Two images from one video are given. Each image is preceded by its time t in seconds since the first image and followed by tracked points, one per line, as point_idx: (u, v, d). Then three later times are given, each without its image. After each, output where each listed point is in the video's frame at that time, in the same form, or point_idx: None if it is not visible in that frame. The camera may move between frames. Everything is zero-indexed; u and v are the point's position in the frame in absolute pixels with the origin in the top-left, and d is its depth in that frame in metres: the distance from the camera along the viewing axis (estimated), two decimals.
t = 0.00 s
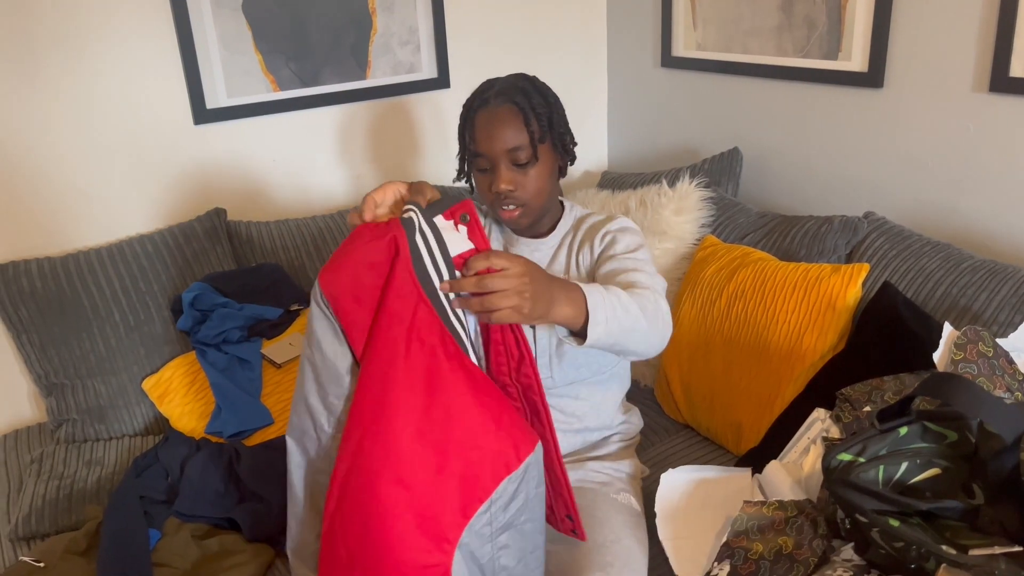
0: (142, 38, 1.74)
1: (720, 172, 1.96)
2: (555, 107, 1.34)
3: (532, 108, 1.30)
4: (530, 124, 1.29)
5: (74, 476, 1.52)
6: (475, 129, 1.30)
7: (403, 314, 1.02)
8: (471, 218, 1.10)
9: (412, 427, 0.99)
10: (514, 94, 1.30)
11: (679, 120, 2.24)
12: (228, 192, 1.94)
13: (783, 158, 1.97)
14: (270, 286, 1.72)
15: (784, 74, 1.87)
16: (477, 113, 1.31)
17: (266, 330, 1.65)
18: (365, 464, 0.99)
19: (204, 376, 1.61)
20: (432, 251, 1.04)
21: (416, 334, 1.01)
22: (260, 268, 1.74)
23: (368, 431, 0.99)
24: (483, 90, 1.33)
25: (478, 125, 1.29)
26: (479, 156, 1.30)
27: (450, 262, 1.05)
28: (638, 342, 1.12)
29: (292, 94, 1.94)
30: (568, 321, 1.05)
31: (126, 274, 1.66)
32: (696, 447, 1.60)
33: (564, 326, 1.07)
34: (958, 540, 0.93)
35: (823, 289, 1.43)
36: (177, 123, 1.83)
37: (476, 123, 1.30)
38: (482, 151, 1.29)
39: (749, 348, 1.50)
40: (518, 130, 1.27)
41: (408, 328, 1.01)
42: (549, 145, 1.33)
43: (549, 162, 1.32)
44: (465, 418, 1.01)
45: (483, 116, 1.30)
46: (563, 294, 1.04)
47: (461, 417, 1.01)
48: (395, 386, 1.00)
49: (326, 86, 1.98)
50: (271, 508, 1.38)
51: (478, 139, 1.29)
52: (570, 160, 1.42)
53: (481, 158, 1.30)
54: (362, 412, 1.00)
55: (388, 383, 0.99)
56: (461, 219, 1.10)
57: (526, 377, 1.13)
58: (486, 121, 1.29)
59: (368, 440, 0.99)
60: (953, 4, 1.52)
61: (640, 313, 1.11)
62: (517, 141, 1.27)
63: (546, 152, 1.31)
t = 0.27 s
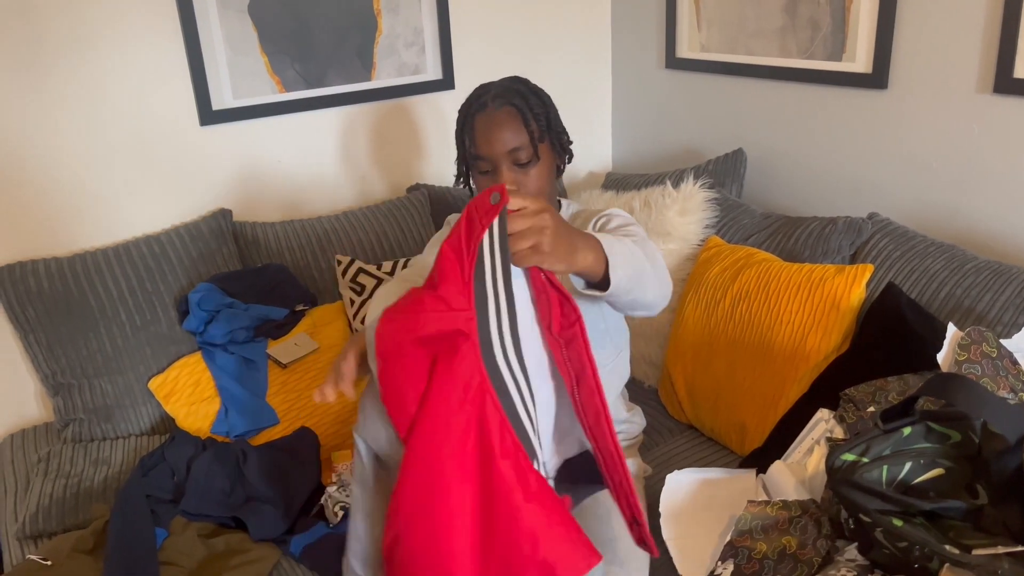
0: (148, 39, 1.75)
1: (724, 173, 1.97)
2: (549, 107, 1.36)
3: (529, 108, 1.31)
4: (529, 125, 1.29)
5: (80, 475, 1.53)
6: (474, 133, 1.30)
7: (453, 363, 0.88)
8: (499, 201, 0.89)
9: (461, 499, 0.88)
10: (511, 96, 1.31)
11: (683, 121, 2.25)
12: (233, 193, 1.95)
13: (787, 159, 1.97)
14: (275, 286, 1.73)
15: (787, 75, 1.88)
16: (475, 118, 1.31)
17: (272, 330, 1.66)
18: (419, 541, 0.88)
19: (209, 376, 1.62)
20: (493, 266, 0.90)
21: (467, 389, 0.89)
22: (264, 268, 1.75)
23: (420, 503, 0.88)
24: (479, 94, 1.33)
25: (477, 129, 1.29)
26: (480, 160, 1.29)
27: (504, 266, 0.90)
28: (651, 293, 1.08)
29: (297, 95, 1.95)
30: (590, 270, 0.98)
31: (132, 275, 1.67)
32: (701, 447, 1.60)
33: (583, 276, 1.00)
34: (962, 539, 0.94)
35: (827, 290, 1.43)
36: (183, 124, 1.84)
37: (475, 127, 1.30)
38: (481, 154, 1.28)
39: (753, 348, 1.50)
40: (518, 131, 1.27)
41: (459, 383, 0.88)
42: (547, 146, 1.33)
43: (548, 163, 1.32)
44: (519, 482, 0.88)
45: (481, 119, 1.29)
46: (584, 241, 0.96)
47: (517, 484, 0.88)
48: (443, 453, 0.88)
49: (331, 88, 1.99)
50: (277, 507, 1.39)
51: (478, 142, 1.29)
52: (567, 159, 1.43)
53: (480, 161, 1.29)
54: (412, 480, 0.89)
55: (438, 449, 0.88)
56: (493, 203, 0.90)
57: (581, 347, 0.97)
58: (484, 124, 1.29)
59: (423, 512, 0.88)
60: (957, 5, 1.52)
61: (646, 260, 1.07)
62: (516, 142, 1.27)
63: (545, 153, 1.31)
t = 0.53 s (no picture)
0: (154, 41, 1.76)
1: (728, 174, 1.97)
2: (547, 106, 1.38)
3: (528, 105, 1.34)
4: (527, 121, 1.31)
5: (87, 475, 1.53)
6: (472, 127, 1.32)
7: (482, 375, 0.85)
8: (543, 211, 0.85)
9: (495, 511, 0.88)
10: (509, 91, 1.33)
11: (687, 123, 2.25)
12: (239, 195, 1.96)
13: (791, 160, 1.98)
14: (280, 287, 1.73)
15: (792, 77, 1.88)
16: (473, 113, 1.33)
17: (278, 331, 1.65)
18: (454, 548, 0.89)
19: (215, 376, 1.62)
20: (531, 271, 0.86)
21: (496, 397, 0.85)
22: (269, 270, 1.75)
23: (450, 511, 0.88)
24: (475, 94, 1.35)
25: (475, 123, 1.31)
26: (479, 153, 1.31)
27: (541, 273, 0.86)
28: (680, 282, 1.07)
29: (302, 97, 1.96)
30: (636, 262, 0.97)
31: (138, 275, 1.68)
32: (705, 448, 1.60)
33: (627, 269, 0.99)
34: (965, 540, 0.93)
35: (831, 291, 1.43)
36: (189, 126, 1.85)
37: (474, 121, 1.32)
38: (481, 147, 1.30)
39: (757, 350, 1.50)
40: (516, 125, 1.30)
41: (491, 396, 0.85)
42: (544, 144, 1.35)
43: (546, 158, 1.34)
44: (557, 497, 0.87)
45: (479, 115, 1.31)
46: (628, 233, 0.95)
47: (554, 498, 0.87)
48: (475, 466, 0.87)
49: (336, 90, 1.99)
50: (282, 508, 1.39)
51: (476, 136, 1.31)
52: (562, 157, 1.45)
53: (480, 155, 1.31)
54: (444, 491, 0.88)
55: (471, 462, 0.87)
56: (536, 212, 0.86)
57: (650, 341, 0.90)
58: (483, 119, 1.31)
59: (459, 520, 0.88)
60: (961, 6, 1.52)
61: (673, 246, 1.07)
62: (516, 136, 1.29)
63: (543, 147, 1.34)
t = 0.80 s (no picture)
0: (158, 43, 1.76)
1: (731, 176, 1.97)
2: (555, 105, 1.41)
3: (536, 103, 1.37)
4: (536, 117, 1.35)
5: (91, 476, 1.54)
6: (480, 124, 1.35)
7: (526, 374, 0.93)
8: (606, 222, 0.91)
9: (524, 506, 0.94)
10: (517, 89, 1.36)
11: (690, 125, 2.25)
12: (243, 196, 1.97)
13: (794, 161, 1.98)
14: (282, 288, 1.73)
15: (795, 78, 1.88)
16: (480, 109, 1.36)
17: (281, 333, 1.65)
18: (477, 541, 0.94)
19: (218, 377, 1.62)
20: (581, 277, 0.94)
21: (538, 401, 0.93)
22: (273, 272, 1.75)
23: (479, 503, 0.94)
24: (485, 90, 1.38)
25: (483, 119, 1.35)
26: (486, 148, 1.35)
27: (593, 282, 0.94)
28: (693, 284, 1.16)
29: (305, 99, 1.96)
30: (664, 265, 1.10)
31: (142, 277, 1.68)
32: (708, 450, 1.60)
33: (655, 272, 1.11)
34: (969, 542, 0.92)
35: (834, 293, 1.43)
36: (193, 127, 1.85)
37: (480, 117, 1.35)
38: (489, 142, 1.34)
39: (761, 351, 1.50)
40: (524, 122, 1.33)
41: (533, 394, 0.93)
42: (552, 141, 1.39)
43: (553, 155, 1.38)
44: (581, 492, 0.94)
45: (488, 110, 1.35)
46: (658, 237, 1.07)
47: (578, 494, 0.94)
48: (508, 460, 0.93)
49: (339, 91, 2.00)
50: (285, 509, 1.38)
51: (484, 131, 1.34)
52: (567, 160, 1.49)
53: (489, 150, 1.35)
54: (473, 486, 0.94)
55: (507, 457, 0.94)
56: (597, 220, 0.92)
57: (655, 338, 1.07)
58: (491, 116, 1.34)
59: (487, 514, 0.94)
60: (965, 7, 1.52)
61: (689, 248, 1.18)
62: (524, 132, 1.33)
63: (550, 144, 1.37)
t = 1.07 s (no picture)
0: (161, 47, 1.77)
1: (733, 179, 1.97)
2: (562, 110, 1.41)
3: (543, 107, 1.37)
4: (541, 120, 1.35)
5: (92, 478, 1.54)
6: (486, 125, 1.36)
7: (532, 363, 0.93)
8: (632, 224, 0.93)
9: (525, 494, 0.94)
10: (524, 92, 1.37)
11: (692, 128, 2.25)
12: (245, 199, 1.97)
13: (796, 164, 1.98)
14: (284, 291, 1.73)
15: (796, 81, 1.88)
16: (487, 111, 1.36)
17: (282, 335, 1.66)
18: (472, 524, 0.94)
19: (220, 380, 1.61)
20: (592, 274, 0.94)
21: (543, 393, 0.93)
22: (276, 275, 1.76)
23: (477, 489, 0.94)
24: (493, 92, 1.39)
25: (489, 120, 1.35)
26: (491, 150, 1.35)
27: (603, 286, 0.95)
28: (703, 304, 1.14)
29: (307, 102, 1.96)
30: (671, 294, 1.06)
31: (144, 279, 1.69)
32: (709, 453, 1.60)
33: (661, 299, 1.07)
34: (971, 546, 0.90)
35: (835, 296, 1.43)
36: (195, 130, 1.86)
37: (487, 119, 1.36)
38: (494, 144, 1.34)
39: (762, 354, 1.50)
40: (530, 124, 1.34)
41: (538, 383, 0.93)
42: (557, 145, 1.39)
43: (558, 158, 1.38)
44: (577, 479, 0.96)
45: (494, 112, 1.35)
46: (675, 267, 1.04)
47: (575, 479, 0.96)
48: (508, 447, 0.93)
49: (341, 94, 2.00)
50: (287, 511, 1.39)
51: (489, 133, 1.35)
52: (573, 164, 1.48)
53: (493, 152, 1.35)
54: (472, 470, 0.94)
55: (508, 445, 0.93)
56: (623, 223, 0.94)
57: (649, 368, 1.03)
58: (496, 117, 1.35)
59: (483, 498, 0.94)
60: (966, 11, 1.52)
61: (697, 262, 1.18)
62: (528, 135, 1.34)
63: (555, 147, 1.37)
